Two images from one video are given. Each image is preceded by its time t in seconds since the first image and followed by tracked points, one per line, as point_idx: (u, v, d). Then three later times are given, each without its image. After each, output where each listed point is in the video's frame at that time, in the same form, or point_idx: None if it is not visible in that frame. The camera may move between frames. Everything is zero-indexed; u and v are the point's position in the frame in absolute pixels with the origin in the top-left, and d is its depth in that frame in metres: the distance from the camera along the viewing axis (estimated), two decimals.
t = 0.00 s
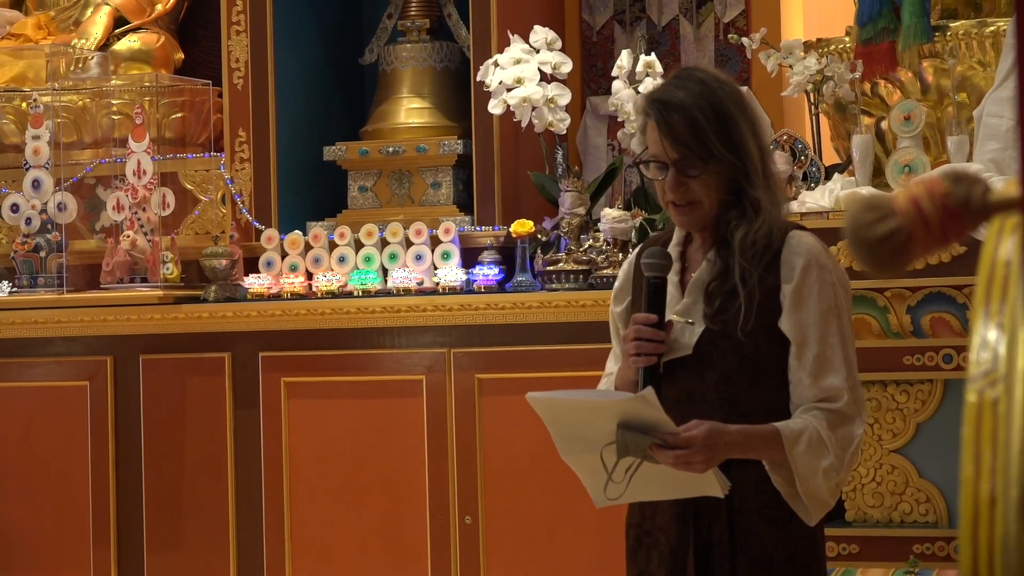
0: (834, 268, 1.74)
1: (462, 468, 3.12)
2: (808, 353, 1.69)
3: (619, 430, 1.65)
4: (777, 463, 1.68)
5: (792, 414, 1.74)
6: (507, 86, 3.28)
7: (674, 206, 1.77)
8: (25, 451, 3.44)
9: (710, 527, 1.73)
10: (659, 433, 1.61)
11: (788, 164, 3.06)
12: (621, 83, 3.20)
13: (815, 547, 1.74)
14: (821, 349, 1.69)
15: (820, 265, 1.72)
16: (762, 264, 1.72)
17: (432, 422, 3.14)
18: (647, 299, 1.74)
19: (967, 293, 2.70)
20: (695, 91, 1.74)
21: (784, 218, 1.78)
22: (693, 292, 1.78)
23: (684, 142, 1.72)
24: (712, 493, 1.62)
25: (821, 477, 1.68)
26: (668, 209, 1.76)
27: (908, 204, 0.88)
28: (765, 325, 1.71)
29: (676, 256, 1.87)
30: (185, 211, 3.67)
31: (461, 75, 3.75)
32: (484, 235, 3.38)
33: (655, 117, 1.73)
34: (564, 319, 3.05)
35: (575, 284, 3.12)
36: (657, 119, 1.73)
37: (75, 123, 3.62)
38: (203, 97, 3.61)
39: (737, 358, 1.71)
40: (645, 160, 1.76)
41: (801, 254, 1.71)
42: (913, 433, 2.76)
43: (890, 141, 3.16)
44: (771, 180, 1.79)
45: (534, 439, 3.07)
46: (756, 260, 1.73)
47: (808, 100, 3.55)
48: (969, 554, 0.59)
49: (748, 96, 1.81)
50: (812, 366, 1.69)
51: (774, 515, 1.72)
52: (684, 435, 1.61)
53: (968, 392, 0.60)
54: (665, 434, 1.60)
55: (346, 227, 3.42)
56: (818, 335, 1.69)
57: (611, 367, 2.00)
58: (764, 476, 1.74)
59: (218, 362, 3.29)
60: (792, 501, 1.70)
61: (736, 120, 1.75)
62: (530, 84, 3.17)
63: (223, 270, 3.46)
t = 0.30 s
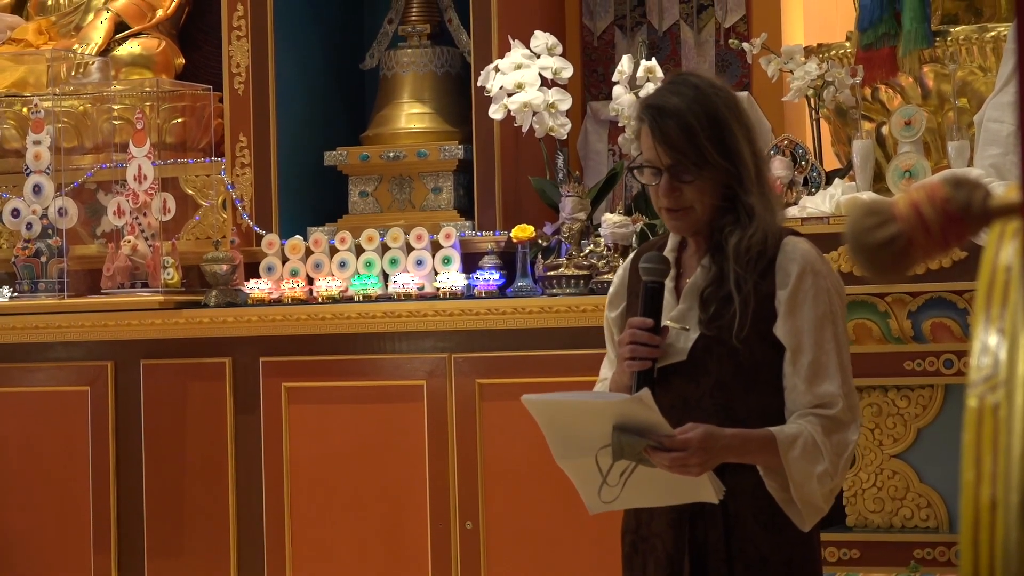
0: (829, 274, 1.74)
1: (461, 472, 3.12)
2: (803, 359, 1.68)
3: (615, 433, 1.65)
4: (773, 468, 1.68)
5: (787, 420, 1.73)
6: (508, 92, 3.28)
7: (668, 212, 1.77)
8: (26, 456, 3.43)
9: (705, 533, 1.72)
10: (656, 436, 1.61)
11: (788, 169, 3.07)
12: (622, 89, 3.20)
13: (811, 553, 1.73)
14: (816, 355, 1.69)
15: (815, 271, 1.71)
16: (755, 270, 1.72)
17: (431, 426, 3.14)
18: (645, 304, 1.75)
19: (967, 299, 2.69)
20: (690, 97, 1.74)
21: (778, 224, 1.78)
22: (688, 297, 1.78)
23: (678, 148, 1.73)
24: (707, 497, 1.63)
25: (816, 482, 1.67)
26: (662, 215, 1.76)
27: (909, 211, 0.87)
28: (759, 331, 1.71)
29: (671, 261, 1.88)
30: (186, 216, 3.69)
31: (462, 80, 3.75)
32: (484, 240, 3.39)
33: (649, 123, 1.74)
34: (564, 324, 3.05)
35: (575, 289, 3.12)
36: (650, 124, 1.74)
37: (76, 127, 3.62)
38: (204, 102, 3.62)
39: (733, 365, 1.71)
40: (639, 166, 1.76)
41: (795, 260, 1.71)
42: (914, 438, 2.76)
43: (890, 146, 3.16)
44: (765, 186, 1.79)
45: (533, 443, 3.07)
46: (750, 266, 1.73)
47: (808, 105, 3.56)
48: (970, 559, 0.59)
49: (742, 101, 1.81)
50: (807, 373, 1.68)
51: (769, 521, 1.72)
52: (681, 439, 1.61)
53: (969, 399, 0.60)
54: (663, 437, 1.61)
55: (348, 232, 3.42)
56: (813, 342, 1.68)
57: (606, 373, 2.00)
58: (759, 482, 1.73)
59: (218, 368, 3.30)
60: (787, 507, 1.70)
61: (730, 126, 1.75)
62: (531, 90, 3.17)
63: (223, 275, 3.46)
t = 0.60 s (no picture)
0: (823, 280, 1.74)
1: (460, 477, 3.12)
2: (796, 365, 1.68)
3: (611, 434, 1.64)
4: (766, 473, 1.67)
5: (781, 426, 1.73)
6: (508, 97, 3.28)
7: (660, 217, 1.77)
8: (25, 461, 3.44)
9: (701, 539, 1.72)
10: (651, 438, 1.61)
11: (787, 174, 3.09)
12: (622, 94, 3.20)
13: (806, 559, 1.73)
14: (809, 361, 1.69)
15: (808, 277, 1.71)
16: (748, 275, 1.72)
17: (430, 431, 3.14)
18: (636, 307, 1.76)
19: (967, 304, 2.69)
20: (681, 103, 1.74)
21: (771, 230, 1.77)
22: (681, 305, 1.77)
23: (669, 154, 1.72)
24: (701, 502, 1.62)
25: (809, 487, 1.67)
26: (653, 220, 1.76)
27: (908, 217, 0.87)
28: (753, 338, 1.71)
29: (664, 267, 1.88)
30: (186, 220, 3.66)
31: (463, 85, 3.76)
32: (484, 245, 3.39)
33: (641, 128, 1.74)
34: (563, 329, 3.05)
35: (575, 294, 3.12)
36: (642, 130, 1.73)
37: (76, 133, 3.63)
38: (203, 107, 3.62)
39: (726, 371, 1.71)
40: (631, 171, 1.76)
41: (789, 266, 1.71)
42: (915, 443, 2.75)
43: (890, 152, 3.17)
44: (758, 192, 1.79)
45: (532, 448, 3.07)
46: (743, 273, 1.72)
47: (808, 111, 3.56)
48: (971, 564, 0.59)
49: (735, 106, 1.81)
50: (800, 379, 1.68)
51: (764, 527, 1.71)
52: (675, 441, 1.60)
53: (969, 403, 0.60)
54: (659, 438, 1.60)
55: (348, 236, 3.43)
56: (807, 347, 1.68)
57: (598, 378, 2.00)
58: (754, 489, 1.73)
59: (217, 372, 3.30)
60: (780, 512, 1.69)
61: (723, 132, 1.74)
62: (531, 94, 3.17)
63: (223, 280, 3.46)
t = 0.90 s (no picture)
0: (819, 281, 1.74)
1: (460, 477, 3.12)
2: (791, 366, 1.68)
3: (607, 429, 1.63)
4: (762, 472, 1.67)
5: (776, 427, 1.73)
6: (509, 98, 3.28)
7: (655, 217, 1.78)
8: (26, 462, 3.44)
9: (698, 540, 1.72)
10: (646, 433, 1.60)
11: (787, 175, 3.09)
12: (623, 94, 3.20)
13: (803, 560, 1.72)
14: (805, 362, 1.69)
15: (804, 278, 1.71)
16: (742, 276, 1.72)
17: (430, 431, 3.14)
18: (630, 308, 1.76)
19: (967, 305, 2.69)
20: (678, 103, 1.73)
21: (767, 231, 1.77)
22: (678, 309, 1.78)
23: (665, 154, 1.72)
24: (695, 500, 1.62)
25: (805, 487, 1.67)
26: (648, 219, 1.76)
27: (909, 218, 0.86)
28: (748, 338, 1.71)
29: (660, 267, 1.88)
30: (187, 222, 3.68)
31: (464, 86, 3.76)
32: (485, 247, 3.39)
33: (637, 128, 1.74)
34: (563, 329, 3.05)
35: (575, 295, 3.12)
36: (638, 129, 1.73)
37: (77, 134, 3.63)
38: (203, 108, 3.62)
39: (722, 373, 1.71)
40: (627, 171, 1.76)
41: (784, 267, 1.71)
42: (916, 444, 2.75)
43: (890, 152, 3.17)
44: (754, 193, 1.78)
45: (532, 448, 3.07)
46: (738, 274, 1.72)
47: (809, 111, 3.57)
48: (971, 565, 0.59)
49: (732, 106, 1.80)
50: (795, 380, 1.68)
51: (761, 528, 1.71)
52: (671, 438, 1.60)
53: (970, 404, 0.61)
54: (654, 434, 1.60)
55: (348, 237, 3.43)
56: (801, 349, 1.68)
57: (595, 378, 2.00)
58: (751, 490, 1.73)
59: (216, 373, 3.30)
60: (775, 511, 1.69)
61: (719, 133, 1.74)
62: (531, 95, 3.17)
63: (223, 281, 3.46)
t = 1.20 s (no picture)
0: (819, 282, 1.74)
1: (461, 477, 3.12)
2: (791, 367, 1.68)
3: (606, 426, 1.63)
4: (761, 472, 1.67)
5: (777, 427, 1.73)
6: (511, 98, 3.27)
7: (655, 216, 1.78)
8: (29, 462, 3.44)
9: (698, 541, 1.72)
10: (646, 431, 1.60)
11: (789, 176, 3.09)
12: (625, 95, 3.20)
13: (803, 561, 1.72)
14: (805, 363, 1.68)
15: (804, 279, 1.71)
16: (742, 276, 1.72)
17: (432, 431, 3.14)
18: (632, 309, 1.76)
19: (970, 305, 2.68)
20: (678, 102, 1.73)
21: (767, 231, 1.77)
22: (678, 309, 1.78)
23: (665, 154, 1.72)
24: (694, 499, 1.63)
25: (803, 487, 1.66)
26: (648, 219, 1.76)
27: (911, 219, 0.86)
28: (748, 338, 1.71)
29: (661, 268, 1.88)
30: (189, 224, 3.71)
31: (466, 86, 3.76)
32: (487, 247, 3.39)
33: (637, 127, 1.74)
34: (564, 330, 3.05)
35: (578, 295, 3.12)
36: (638, 129, 1.74)
37: (80, 134, 3.63)
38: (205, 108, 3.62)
39: (723, 373, 1.71)
40: (627, 170, 1.76)
41: (785, 267, 1.71)
42: (918, 445, 2.75)
43: (892, 153, 3.18)
44: (754, 193, 1.78)
45: (533, 448, 3.07)
46: (738, 275, 1.72)
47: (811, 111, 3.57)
48: (974, 568, 0.59)
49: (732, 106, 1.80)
50: (795, 381, 1.68)
51: (761, 528, 1.71)
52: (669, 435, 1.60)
53: (972, 405, 0.61)
54: (653, 432, 1.60)
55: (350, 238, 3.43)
56: (801, 349, 1.68)
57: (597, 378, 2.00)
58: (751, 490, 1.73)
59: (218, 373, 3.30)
60: (774, 511, 1.69)
61: (719, 132, 1.74)
62: (534, 96, 3.17)
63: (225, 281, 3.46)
